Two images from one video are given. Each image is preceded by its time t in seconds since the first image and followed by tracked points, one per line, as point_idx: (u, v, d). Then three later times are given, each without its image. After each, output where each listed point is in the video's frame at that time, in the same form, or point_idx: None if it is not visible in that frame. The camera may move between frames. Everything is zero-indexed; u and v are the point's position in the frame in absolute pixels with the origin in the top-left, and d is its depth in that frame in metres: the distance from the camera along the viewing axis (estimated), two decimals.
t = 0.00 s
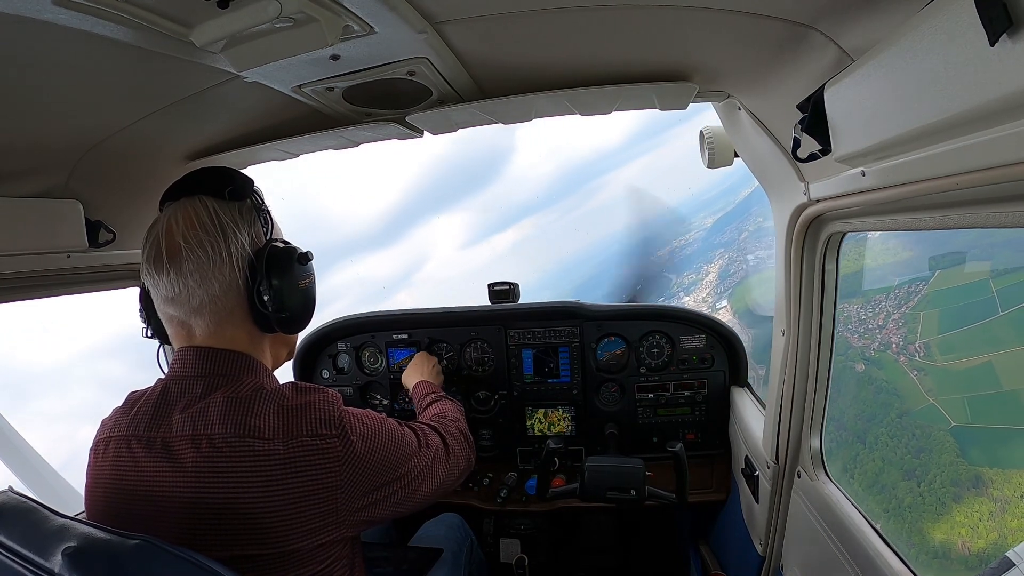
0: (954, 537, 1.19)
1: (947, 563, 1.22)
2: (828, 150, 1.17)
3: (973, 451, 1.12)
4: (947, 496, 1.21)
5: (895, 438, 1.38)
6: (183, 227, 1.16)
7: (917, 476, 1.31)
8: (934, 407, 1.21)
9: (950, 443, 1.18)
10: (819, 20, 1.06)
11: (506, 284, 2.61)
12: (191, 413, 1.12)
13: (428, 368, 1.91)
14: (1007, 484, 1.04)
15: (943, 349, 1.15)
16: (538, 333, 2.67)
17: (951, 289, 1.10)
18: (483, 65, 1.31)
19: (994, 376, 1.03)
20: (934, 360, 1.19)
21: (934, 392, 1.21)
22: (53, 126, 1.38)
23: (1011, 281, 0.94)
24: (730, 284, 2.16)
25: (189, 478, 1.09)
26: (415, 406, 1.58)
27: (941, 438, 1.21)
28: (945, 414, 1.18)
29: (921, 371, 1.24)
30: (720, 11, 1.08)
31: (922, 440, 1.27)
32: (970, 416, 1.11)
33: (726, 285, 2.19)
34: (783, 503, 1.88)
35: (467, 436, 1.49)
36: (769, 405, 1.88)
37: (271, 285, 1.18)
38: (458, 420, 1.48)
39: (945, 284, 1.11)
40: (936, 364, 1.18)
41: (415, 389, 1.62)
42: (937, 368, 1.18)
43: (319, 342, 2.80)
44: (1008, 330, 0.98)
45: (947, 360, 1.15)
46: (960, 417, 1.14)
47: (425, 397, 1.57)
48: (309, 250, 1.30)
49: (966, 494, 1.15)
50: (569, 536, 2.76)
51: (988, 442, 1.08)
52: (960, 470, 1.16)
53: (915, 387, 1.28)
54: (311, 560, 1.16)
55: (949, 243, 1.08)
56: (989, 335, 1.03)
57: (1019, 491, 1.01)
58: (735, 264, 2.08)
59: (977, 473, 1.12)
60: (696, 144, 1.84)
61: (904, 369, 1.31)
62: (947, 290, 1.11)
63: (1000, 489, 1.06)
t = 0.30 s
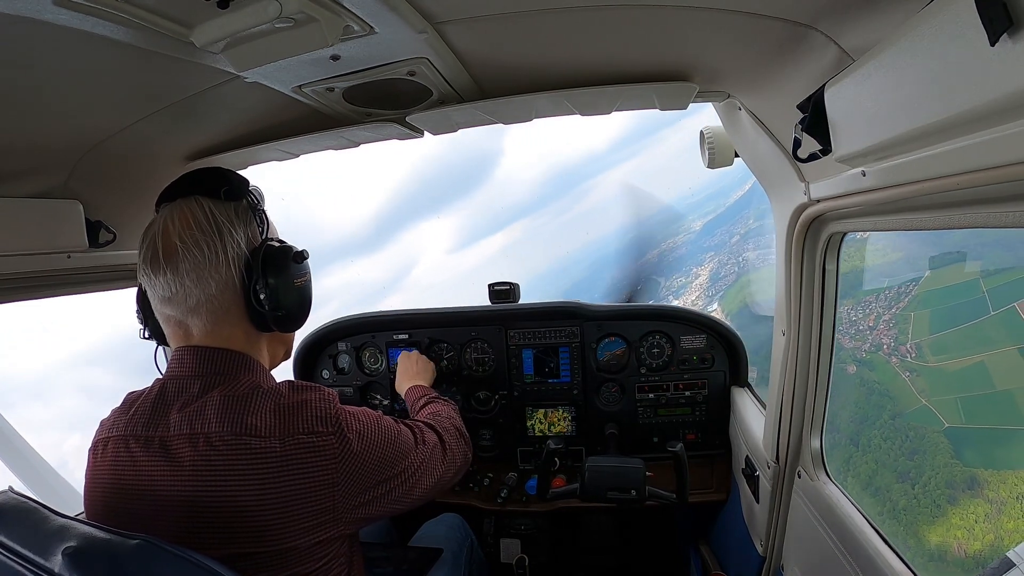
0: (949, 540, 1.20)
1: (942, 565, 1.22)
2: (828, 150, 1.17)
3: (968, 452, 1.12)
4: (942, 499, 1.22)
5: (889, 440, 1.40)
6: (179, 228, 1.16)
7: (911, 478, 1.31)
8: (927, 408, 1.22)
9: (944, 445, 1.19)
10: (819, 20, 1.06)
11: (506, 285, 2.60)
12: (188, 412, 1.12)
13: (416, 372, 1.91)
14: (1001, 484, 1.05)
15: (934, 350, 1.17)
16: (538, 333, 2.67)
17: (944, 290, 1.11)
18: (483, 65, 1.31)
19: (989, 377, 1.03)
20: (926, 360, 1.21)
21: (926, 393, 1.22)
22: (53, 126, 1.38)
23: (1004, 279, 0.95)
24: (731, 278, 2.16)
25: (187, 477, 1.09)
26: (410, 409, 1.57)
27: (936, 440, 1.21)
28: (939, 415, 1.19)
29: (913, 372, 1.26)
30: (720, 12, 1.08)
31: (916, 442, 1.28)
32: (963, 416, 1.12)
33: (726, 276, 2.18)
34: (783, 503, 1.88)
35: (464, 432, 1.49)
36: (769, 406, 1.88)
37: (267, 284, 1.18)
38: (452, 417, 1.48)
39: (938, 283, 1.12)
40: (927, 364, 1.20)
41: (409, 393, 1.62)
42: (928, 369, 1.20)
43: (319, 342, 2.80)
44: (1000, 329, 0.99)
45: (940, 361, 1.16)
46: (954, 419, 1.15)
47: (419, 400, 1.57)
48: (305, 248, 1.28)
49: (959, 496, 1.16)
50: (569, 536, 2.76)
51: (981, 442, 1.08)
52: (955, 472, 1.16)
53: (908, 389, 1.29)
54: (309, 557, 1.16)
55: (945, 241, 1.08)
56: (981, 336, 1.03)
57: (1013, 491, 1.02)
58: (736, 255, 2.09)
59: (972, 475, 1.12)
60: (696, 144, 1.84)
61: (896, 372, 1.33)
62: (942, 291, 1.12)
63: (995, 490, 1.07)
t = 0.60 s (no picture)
0: (948, 541, 1.20)
1: (941, 566, 1.22)
2: (828, 150, 1.17)
3: (966, 453, 1.13)
4: (940, 499, 1.22)
5: (884, 441, 1.41)
6: (166, 228, 1.16)
7: (907, 479, 1.32)
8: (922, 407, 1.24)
9: (941, 445, 1.20)
10: (819, 21, 1.06)
11: (506, 285, 2.61)
12: (179, 411, 1.12)
13: (419, 373, 1.90)
14: (999, 483, 1.05)
15: (926, 349, 1.20)
16: (537, 333, 2.67)
17: (932, 289, 1.15)
18: (484, 65, 1.31)
19: (982, 375, 1.06)
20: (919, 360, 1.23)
21: (920, 392, 1.24)
22: (54, 125, 1.38)
23: (1003, 274, 0.95)
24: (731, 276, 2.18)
25: (179, 476, 1.09)
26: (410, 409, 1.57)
27: (932, 440, 1.22)
28: (935, 415, 1.20)
29: (906, 371, 1.29)
30: (720, 12, 1.08)
31: (912, 443, 1.29)
32: (959, 416, 1.13)
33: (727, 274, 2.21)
34: (783, 503, 1.87)
35: (460, 432, 1.49)
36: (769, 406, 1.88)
37: (253, 281, 1.18)
38: (451, 419, 1.49)
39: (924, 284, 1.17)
40: (920, 363, 1.23)
41: (409, 394, 1.62)
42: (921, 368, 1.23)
43: (319, 342, 2.80)
44: (991, 325, 1.01)
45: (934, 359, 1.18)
46: (949, 417, 1.16)
47: (420, 402, 1.57)
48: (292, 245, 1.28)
49: (957, 495, 1.16)
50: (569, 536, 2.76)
51: (978, 442, 1.09)
52: (952, 473, 1.17)
53: (901, 388, 1.32)
54: (302, 554, 1.16)
55: (943, 241, 1.08)
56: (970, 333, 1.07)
57: (1012, 489, 1.02)
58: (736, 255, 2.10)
59: (969, 475, 1.12)
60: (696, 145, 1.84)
61: (888, 371, 1.37)
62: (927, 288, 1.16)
63: (993, 489, 1.07)
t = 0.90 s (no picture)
0: (948, 545, 1.21)
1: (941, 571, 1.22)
2: (828, 150, 1.17)
3: (966, 455, 1.13)
4: (940, 504, 1.22)
5: (882, 445, 1.42)
6: (164, 231, 1.16)
7: (907, 483, 1.33)
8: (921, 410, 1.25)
9: (939, 448, 1.21)
10: (819, 21, 1.06)
11: (506, 284, 2.61)
12: (179, 413, 1.12)
13: (419, 376, 1.89)
14: (1000, 486, 1.05)
15: (923, 351, 1.21)
16: (537, 333, 2.67)
17: (930, 290, 1.15)
18: (484, 65, 1.31)
19: (980, 375, 1.06)
20: (916, 362, 1.24)
21: (917, 395, 1.25)
22: (53, 125, 1.38)
23: (1003, 272, 0.95)
24: (734, 274, 2.19)
25: (179, 478, 1.09)
26: (407, 410, 1.57)
27: (930, 443, 1.23)
28: (932, 417, 1.21)
29: (903, 374, 1.30)
30: (720, 12, 1.08)
31: (910, 447, 1.30)
32: (958, 418, 1.13)
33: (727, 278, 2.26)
34: (783, 502, 1.87)
35: (456, 437, 1.49)
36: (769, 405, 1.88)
37: (252, 282, 1.18)
38: (448, 425, 1.49)
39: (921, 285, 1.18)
40: (917, 365, 1.23)
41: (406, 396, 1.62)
42: (918, 370, 1.24)
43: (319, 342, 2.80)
44: (988, 325, 1.02)
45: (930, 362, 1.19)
46: (948, 419, 1.17)
47: (417, 404, 1.57)
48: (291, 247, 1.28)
49: (957, 499, 1.17)
50: (569, 535, 2.77)
51: (977, 444, 1.09)
52: (951, 476, 1.17)
53: (897, 391, 1.33)
54: (302, 556, 1.16)
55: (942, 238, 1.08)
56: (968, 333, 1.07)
57: (1012, 492, 1.02)
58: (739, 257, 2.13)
59: (969, 478, 1.13)
60: (696, 145, 1.84)
61: (885, 373, 1.38)
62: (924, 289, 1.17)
63: (994, 493, 1.07)
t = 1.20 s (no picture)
0: (948, 555, 1.21)
1: None
2: (828, 150, 1.17)
3: (964, 463, 1.13)
4: (938, 512, 1.23)
5: (879, 453, 1.44)
6: (173, 227, 1.15)
7: (903, 492, 1.34)
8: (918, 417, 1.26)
9: (936, 456, 1.21)
10: (818, 21, 1.06)
11: (506, 285, 2.61)
12: (184, 413, 1.12)
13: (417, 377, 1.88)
14: (998, 494, 1.06)
15: (918, 357, 1.22)
16: (537, 333, 2.67)
17: (929, 294, 1.16)
18: (483, 65, 1.31)
19: (976, 382, 1.07)
20: (912, 368, 1.26)
21: (913, 402, 1.27)
22: (53, 126, 1.38)
23: (1004, 275, 0.95)
24: (732, 274, 2.17)
25: (184, 478, 1.09)
26: (409, 408, 1.57)
27: (927, 451, 1.24)
28: (929, 424, 1.22)
29: (898, 381, 1.31)
30: (720, 12, 1.08)
31: (907, 454, 1.31)
32: (954, 425, 1.15)
33: (726, 278, 2.22)
34: (783, 502, 1.87)
35: (460, 437, 1.49)
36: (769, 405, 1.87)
37: (260, 282, 1.18)
38: (451, 420, 1.49)
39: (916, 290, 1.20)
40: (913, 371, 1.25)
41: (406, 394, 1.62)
42: (913, 375, 1.25)
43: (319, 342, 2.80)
44: (984, 331, 1.03)
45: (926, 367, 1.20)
46: (945, 427, 1.18)
47: (418, 402, 1.57)
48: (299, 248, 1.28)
49: (955, 508, 1.17)
50: (568, 536, 2.78)
51: (977, 445, 1.09)
52: (950, 485, 1.18)
53: (893, 398, 1.35)
54: (307, 558, 1.16)
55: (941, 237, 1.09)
56: (966, 339, 1.08)
57: (1011, 501, 1.02)
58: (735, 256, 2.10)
59: (968, 487, 1.13)
60: (696, 145, 1.84)
61: (881, 381, 1.40)
62: (921, 294, 1.18)
63: (993, 501, 1.07)
